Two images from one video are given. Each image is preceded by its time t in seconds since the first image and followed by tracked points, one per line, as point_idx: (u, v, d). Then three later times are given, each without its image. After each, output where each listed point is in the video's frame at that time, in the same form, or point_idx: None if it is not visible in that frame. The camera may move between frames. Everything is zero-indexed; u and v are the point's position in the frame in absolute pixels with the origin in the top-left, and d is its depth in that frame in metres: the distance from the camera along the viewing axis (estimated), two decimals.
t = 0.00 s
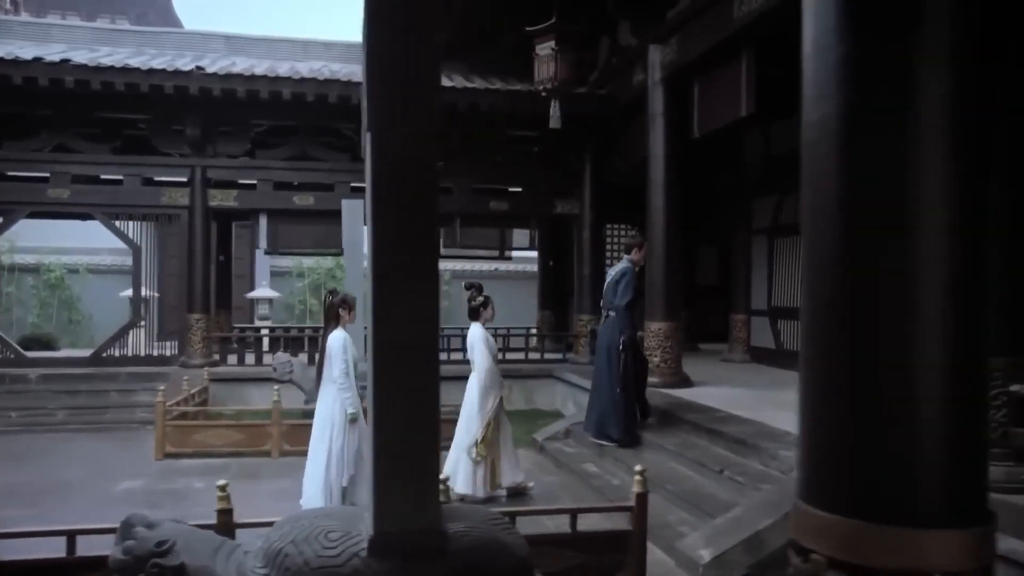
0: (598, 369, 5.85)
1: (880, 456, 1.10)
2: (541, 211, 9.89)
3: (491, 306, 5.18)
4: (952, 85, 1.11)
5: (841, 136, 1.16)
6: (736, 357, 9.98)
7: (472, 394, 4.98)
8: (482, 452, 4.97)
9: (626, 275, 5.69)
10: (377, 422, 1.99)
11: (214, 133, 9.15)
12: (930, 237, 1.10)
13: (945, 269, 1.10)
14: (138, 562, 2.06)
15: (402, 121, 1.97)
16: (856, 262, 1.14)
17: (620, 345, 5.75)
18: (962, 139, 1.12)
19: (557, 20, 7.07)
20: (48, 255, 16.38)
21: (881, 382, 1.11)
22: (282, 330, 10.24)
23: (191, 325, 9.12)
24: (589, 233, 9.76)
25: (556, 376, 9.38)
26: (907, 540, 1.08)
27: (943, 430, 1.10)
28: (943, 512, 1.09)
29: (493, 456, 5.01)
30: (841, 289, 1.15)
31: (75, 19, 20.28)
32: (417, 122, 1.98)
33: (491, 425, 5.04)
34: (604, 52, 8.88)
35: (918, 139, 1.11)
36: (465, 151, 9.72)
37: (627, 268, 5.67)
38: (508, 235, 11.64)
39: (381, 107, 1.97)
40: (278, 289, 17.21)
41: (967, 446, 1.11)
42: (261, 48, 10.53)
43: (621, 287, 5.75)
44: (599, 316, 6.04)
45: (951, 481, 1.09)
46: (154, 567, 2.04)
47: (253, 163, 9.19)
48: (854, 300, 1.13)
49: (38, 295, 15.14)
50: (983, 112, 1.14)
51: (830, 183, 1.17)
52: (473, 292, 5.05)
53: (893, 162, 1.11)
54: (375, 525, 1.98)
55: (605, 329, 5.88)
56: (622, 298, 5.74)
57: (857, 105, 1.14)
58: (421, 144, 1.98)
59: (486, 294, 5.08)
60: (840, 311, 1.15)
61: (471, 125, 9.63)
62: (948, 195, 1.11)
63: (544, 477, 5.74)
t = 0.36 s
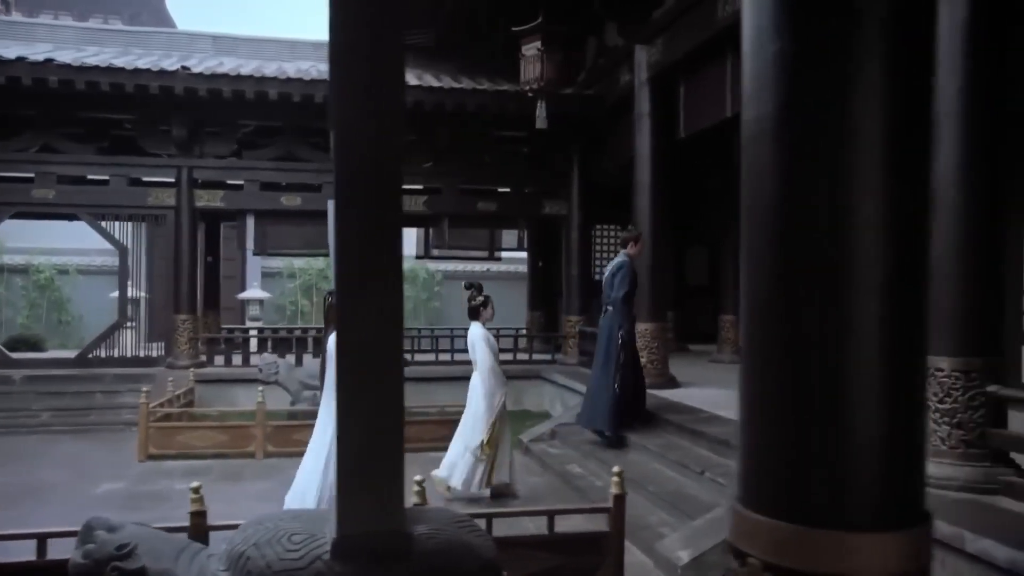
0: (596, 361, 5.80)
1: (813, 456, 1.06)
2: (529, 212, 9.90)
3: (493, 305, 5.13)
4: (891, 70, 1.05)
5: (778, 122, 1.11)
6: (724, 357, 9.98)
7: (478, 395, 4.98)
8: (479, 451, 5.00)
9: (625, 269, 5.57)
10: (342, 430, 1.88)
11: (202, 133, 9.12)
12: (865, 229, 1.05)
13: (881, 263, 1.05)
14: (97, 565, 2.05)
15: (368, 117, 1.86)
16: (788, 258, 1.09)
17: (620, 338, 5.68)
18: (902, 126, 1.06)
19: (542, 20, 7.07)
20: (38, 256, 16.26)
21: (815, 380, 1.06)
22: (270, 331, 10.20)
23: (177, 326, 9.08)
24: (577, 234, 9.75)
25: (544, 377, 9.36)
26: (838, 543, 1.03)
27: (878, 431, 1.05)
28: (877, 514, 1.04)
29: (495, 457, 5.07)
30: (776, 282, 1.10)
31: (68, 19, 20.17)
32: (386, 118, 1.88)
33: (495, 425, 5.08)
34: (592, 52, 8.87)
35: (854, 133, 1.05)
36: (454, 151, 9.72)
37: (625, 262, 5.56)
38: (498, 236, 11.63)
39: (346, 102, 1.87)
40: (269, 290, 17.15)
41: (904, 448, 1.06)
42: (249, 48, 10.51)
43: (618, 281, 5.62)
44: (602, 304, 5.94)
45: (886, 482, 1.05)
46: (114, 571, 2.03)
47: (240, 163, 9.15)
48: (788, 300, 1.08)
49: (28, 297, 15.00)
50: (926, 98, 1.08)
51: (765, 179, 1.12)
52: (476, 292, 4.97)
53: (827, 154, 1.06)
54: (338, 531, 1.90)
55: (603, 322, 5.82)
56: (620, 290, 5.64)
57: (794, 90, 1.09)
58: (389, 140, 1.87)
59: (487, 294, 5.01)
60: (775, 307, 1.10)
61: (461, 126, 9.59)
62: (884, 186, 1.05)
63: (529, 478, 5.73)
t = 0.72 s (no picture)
0: (591, 355, 5.84)
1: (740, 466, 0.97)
2: (516, 213, 9.87)
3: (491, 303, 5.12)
4: (818, 38, 0.97)
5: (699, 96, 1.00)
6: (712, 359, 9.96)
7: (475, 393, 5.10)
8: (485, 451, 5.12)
9: (618, 262, 5.61)
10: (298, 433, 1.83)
11: (186, 134, 9.07)
12: (794, 213, 0.96)
13: (810, 250, 0.96)
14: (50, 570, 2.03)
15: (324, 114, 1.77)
16: (710, 255, 0.99)
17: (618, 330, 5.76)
18: (831, 101, 0.97)
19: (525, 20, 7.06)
20: (27, 257, 16.16)
21: (737, 380, 0.97)
22: (256, 333, 10.16)
23: (162, 328, 9.03)
24: (564, 235, 9.73)
25: (531, 378, 9.34)
26: (767, 557, 0.94)
27: (808, 431, 0.96)
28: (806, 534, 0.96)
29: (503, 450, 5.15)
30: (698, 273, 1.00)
31: (60, 20, 20.08)
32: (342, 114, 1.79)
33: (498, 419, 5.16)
34: (578, 53, 8.85)
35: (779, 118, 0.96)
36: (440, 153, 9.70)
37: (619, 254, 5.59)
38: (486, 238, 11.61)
39: (298, 98, 1.79)
40: (260, 292, 17.09)
41: (835, 450, 0.98)
42: (235, 48, 10.46)
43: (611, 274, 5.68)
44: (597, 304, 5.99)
45: (816, 499, 0.96)
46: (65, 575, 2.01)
47: (225, 164, 9.10)
48: (710, 301, 0.99)
49: (16, 299, 14.87)
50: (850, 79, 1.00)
51: (686, 167, 1.02)
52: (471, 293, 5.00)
53: (753, 141, 0.96)
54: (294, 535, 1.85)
55: (600, 315, 5.88)
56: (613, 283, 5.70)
57: (716, 62, 0.99)
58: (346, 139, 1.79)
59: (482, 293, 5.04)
60: (695, 310, 1.00)
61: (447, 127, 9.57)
62: (815, 165, 0.96)
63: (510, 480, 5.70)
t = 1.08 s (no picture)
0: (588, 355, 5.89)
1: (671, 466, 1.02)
2: (506, 214, 9.85)
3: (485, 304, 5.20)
4: (742, 63, 1.02)
5: (632, 114, 1.06)
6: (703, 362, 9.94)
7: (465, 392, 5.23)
8: (482, 451, 5.19)
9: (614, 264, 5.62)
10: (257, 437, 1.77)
11: (174, 136, 9.04)
12: (722, 228, 1.01)
13: (736, 262, 1.02)
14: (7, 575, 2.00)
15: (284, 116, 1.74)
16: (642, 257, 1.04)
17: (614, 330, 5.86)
18: (757, 121, 1.03)
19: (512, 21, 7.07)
20: (18, 259, 16.05)
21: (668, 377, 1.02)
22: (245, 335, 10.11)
23: (150, 331, 8.99)
24: (554, 236, 9.71)
25: (520, 380, 9.31)
26: (696, 565, 1.00)
27: (736, 431, 1.02)
28: (734, 525, 1.01)
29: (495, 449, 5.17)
30: (630, 285, 1.05)
31: (55, 20, 20.02)
32: (299, 116, 1.75)
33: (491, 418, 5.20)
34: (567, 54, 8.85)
35: (708, 126, 1.02)
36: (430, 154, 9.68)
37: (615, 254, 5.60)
38: (477, 239, 11.58)
39: (257, 104, 1.76)
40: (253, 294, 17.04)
41: (761, 447, 1.03)
42: (225, 50, 10.45)
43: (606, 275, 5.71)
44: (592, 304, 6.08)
45: (743, 492, 1.02)
46: None
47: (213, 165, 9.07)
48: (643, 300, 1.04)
49: (7, 300, 14.73)
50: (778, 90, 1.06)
51: (621, 175, 1.07)
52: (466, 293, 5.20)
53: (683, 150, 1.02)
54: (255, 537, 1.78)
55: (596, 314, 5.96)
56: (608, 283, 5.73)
57: (648, 86, 1.04)
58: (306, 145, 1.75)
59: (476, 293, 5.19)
60: (629, 310, 1.05)
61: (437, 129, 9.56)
62: (741, 182, 1.02)
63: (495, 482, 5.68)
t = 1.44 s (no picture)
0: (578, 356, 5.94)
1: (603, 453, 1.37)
2: (496, 216, 9.85)
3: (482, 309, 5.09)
4: (660, 151, 1.36)
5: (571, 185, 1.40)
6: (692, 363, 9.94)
7: (461, 396, 5.19)
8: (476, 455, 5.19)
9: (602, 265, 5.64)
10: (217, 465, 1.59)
11: (162, 137, 9.01)
12: (645, 275, 1.36)
13: (656, 299, 1.36)
14: None
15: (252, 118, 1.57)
16: (579, 298, 1.39)
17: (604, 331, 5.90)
18: (672, 195, 1.37)
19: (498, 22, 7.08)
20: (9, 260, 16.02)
21: (601, 387, 1.37)
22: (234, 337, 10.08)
23: (138, 333, 8.96)
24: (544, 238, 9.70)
25: (509, 381, 9.29)
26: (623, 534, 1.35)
27: (649, 442, 1.37)
28: (655, 505, 1.36)
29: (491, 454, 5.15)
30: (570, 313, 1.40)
31: (49, 21, 20.00)
32: (274, 119, 1.58)
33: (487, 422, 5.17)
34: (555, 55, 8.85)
35: (633, 199, 1.36)
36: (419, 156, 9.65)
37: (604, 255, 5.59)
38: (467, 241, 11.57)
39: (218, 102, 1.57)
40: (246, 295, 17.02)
41: (671, 455, 1.38)
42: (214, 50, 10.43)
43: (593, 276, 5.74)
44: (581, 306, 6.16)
45: (663, 478, 1.37)
46: None
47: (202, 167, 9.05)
48: (580, 330, 1.39)
49: None
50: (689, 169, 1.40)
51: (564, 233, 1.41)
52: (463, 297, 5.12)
53: (613, 218, 1.36)
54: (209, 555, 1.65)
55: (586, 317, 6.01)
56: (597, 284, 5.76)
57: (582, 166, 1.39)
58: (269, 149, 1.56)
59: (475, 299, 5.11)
60: (569, 337, 1.40)
61: (426, 130, 9.54)
62: (662, 239, 1.36)
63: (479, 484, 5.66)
